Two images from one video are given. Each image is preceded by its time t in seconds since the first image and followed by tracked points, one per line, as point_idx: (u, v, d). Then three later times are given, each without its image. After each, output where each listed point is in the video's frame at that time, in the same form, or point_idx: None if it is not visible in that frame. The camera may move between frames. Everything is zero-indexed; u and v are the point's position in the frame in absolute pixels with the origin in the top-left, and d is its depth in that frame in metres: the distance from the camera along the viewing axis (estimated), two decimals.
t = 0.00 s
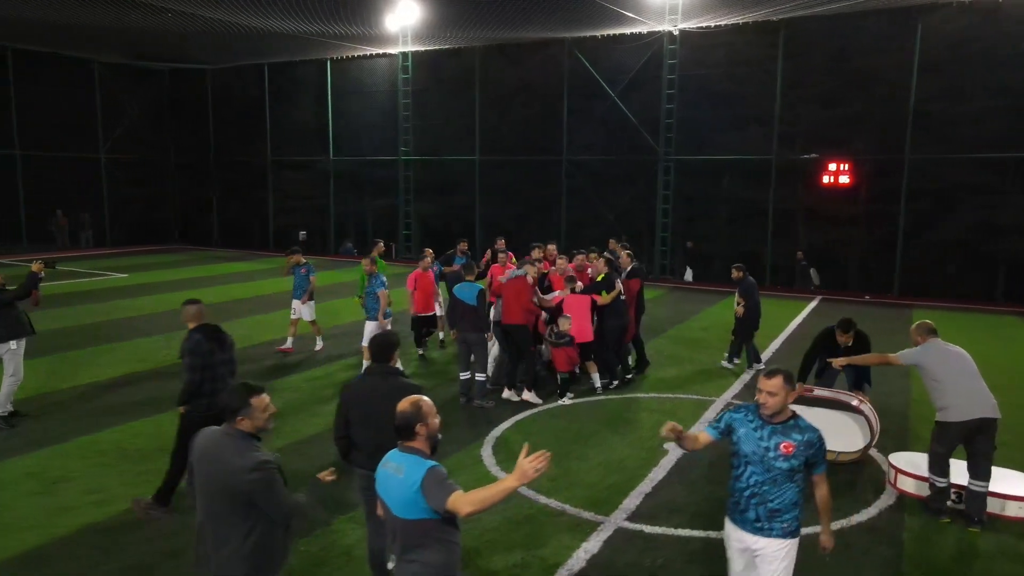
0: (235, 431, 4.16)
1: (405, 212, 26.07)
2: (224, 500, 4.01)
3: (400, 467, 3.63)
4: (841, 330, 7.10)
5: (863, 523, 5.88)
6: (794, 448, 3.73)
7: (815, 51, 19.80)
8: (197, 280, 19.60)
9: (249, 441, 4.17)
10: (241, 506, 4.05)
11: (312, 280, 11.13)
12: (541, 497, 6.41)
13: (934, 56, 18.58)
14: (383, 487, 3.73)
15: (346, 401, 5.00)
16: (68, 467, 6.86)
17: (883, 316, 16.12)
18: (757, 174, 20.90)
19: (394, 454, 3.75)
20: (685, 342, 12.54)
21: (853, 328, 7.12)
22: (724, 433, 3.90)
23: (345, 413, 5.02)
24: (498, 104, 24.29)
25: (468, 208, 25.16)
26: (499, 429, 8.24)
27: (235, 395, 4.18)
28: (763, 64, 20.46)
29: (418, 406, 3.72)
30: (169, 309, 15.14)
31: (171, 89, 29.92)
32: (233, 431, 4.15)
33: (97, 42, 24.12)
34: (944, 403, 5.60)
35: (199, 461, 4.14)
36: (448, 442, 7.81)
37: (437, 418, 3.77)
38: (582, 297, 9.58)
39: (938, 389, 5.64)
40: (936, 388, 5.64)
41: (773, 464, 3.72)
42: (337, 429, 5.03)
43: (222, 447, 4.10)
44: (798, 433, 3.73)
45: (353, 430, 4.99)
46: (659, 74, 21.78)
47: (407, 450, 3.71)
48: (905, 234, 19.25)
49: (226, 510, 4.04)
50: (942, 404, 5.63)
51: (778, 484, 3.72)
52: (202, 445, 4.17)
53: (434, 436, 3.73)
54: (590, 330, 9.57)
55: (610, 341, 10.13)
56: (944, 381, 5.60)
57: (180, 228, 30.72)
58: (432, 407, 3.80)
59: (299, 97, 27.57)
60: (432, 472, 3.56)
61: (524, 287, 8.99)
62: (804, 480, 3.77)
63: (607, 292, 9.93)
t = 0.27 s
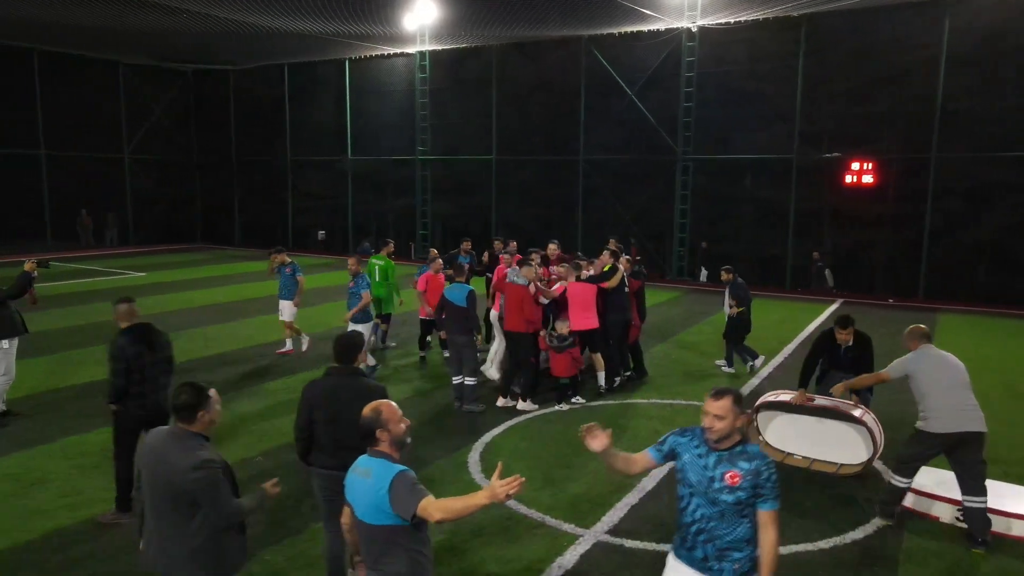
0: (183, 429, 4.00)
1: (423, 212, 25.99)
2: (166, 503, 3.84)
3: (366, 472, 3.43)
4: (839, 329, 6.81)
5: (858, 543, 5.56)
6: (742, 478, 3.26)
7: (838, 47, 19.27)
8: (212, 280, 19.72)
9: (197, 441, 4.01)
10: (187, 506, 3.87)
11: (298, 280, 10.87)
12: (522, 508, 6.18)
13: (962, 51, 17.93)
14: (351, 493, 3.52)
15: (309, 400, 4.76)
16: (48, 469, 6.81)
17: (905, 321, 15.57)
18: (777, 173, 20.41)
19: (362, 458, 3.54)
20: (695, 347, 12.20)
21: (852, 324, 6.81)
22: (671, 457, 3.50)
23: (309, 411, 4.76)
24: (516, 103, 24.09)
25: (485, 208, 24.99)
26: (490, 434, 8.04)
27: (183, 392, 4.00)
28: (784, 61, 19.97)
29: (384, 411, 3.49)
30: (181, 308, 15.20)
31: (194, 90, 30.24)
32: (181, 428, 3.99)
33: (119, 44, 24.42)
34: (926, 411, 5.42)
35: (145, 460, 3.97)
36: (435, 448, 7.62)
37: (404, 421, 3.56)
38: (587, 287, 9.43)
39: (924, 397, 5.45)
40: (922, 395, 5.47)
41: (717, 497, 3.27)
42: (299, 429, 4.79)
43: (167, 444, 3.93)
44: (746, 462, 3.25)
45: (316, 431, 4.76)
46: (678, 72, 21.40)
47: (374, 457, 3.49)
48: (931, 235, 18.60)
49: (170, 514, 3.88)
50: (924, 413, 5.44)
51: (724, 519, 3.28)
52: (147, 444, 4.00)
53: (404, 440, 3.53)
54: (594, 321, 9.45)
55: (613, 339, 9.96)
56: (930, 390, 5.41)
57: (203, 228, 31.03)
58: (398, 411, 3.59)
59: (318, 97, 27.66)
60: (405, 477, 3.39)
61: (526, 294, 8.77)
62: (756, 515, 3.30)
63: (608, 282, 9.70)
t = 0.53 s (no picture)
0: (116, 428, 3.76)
1: (439, 211, 25.88)
2: (105, 501, 3.68)
3: (327, 475, 3.20)
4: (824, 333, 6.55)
5: (848, 567, 5.22)
6: (648, 515, 2.97)
7: (862, 42, 18.70)
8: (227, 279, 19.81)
9: (131, 438, 3.77)
10: (127, 503, 3.70)
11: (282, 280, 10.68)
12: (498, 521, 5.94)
13: (992, 45, 17.26)
14: (304, 499, 3.29)
15: (265, 399, 4.48)
16: (26, 472, 6.74)
17: (929, 325, 15.00)
18: (798, 173, 19.88)
19: (316, 463, 3.31)
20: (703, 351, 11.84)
21: (832, 331, 6.56)
22: (571, 502, 3.17)
23: (267, 407, 4.47)
24: (532, 102, 23.87)
25: (501, 208, 24.80)
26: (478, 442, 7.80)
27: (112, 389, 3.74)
28: (806, 58, 19.46)
29: (343, 419, 3.24)
30: (190, 307, 15.23)
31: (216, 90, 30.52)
32: (113, 428, 3.75)
33: (141, 46, 24.69)
34: (877, 419, 5.24)
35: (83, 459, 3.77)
36: (419, 455, 7.41)
37: (365, 426, 3.33)
38: (592, 296, 9.19)
39: (876, 409, 5.28)
40: (874, 404, 5.28)
41: (625, 542, 2.96)
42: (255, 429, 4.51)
43: (101, 444, 3.73)
44: (649, 497, 2.97)
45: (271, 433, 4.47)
46: (696, 69, 20.99)
47: (332, 462, 3.27)
48: (959, 237, 17.93)
49: (112, 510, 3.70)
50: (874, 422, 5.27)
51: (636, 566, 2.95)
52: (84, 443, 3.79)
53: (364, 444, 3.30)
54: (599, 330, 9.22)
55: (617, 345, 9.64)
56: (885, 401, 5.24)
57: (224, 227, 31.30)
58: (358, 415, 3.34)
59: (337, 96, 27.71)
60: (365, 486, 3.18)
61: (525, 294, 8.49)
62: (667, 557, 3.00)
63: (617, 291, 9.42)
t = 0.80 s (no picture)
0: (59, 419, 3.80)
1: (453, 211, 25.74)
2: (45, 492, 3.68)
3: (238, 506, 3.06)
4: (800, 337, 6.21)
5: None
6: (513, 543, 2.91)
7: (881, 37, 18.16)
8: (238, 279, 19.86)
9: (73, 430, 3.81)
10: (66, 494, 3.71)
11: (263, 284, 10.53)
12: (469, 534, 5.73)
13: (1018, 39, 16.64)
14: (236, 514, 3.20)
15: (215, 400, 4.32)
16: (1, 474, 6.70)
17: (948, 330, 14.49)
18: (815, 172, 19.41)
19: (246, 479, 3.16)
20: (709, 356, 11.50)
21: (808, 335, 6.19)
22: (456, 535, 3.09)
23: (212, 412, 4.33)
24: (546, 101, 23.62)
25: (514, 208, 24.57)
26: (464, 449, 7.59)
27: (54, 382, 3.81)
28: (823, 54, 18.98)
29: (253, 449, 3.02)
30: (196, 307, 15.26)
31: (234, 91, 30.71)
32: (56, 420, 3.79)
33: (157, 47, 24.88)
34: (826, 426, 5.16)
35: (21, 452, 3.77)
36: (400, 462, 7.22)
37: (281, 451, 3.09)
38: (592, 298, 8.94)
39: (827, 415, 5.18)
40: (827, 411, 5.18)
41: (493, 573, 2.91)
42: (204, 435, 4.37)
43: (43, 435, 3.75)
44: (511, 525, 2.90)
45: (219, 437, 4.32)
46: (711, 67, 20.60)
47: (250, 488, 3.09)
48: (982, 239, 17.31)
49: (50, 502, 3.71)
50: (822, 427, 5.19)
51: None
52: (22, 437, 3.80)
53: (281, 470, 3.10)
54: (600, 336, 9.01)
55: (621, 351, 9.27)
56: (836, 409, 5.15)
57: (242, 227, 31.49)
58: (274, 438, 3.10)
59: (352, 96, 27.71)
60: (278, 520, 3.01)
61: (520, 294, 8.23)
62: None
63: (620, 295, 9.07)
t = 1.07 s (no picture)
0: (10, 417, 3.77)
1: (468, 211, 25.58)
2: None
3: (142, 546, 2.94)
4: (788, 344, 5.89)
5: None
6: None
7: (904, 31, 17.60)
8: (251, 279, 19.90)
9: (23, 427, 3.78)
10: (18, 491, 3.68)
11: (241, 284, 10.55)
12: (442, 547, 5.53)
13: None
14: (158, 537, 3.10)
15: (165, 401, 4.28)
16: None
17: (971, 335, 13.96)
18: (835, 171, 18.89)
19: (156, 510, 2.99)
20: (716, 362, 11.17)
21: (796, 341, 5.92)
22: None
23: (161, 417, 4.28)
24: (561, 99, 23.35)
25: (529, 208, 24.32)
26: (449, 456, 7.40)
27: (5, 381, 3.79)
28: (843, 50, 18.47)
29: (150, 485, 2.85)
30: (204, 306, 15.28)
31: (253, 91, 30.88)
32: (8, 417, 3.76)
33: (176, 48, 25.08)
34: (777, 429, 5.17)
35: None
36: (382, 469, 7.05)
37: (181, 489, 2.91)
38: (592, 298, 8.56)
39: (780, 419, 5.19)
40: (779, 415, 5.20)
41: None
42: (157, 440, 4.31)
43: None
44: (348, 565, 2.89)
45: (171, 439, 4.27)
46: (728, 64, 20.18)
47: (150, 530, 2.93)
48: (1009, 241, 16.69)
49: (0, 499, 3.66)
50: (775, 432, 5.20)
51: None
52: None
53: (182, 509, 2.91)
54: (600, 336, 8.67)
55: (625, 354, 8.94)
56: (788, 413, 5.15)
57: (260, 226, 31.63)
58: (176, 473, 2.92)
59: (368, 96, 27.69)
60: (169, 570, 2.81)
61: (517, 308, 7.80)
62: None
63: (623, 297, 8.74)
